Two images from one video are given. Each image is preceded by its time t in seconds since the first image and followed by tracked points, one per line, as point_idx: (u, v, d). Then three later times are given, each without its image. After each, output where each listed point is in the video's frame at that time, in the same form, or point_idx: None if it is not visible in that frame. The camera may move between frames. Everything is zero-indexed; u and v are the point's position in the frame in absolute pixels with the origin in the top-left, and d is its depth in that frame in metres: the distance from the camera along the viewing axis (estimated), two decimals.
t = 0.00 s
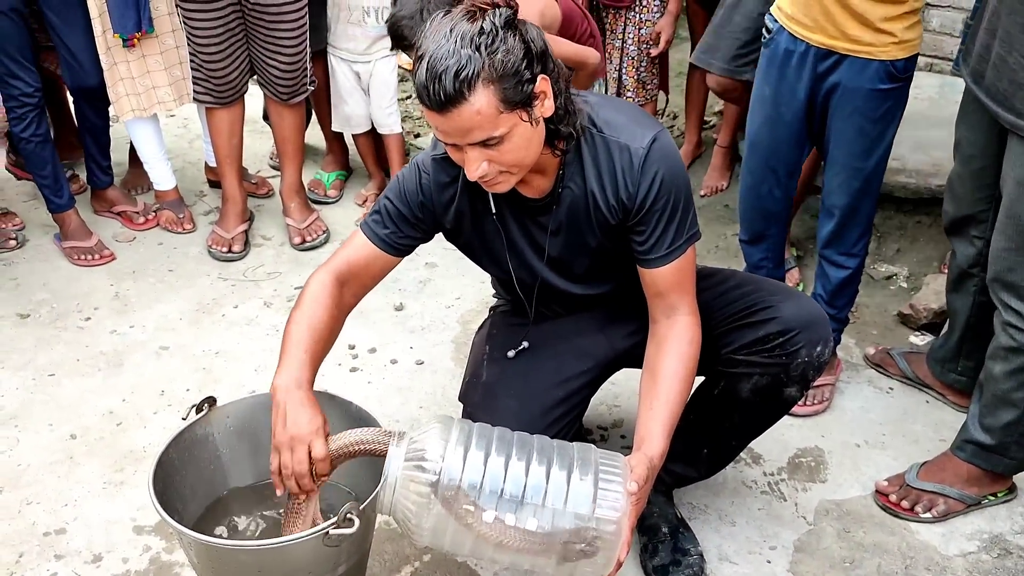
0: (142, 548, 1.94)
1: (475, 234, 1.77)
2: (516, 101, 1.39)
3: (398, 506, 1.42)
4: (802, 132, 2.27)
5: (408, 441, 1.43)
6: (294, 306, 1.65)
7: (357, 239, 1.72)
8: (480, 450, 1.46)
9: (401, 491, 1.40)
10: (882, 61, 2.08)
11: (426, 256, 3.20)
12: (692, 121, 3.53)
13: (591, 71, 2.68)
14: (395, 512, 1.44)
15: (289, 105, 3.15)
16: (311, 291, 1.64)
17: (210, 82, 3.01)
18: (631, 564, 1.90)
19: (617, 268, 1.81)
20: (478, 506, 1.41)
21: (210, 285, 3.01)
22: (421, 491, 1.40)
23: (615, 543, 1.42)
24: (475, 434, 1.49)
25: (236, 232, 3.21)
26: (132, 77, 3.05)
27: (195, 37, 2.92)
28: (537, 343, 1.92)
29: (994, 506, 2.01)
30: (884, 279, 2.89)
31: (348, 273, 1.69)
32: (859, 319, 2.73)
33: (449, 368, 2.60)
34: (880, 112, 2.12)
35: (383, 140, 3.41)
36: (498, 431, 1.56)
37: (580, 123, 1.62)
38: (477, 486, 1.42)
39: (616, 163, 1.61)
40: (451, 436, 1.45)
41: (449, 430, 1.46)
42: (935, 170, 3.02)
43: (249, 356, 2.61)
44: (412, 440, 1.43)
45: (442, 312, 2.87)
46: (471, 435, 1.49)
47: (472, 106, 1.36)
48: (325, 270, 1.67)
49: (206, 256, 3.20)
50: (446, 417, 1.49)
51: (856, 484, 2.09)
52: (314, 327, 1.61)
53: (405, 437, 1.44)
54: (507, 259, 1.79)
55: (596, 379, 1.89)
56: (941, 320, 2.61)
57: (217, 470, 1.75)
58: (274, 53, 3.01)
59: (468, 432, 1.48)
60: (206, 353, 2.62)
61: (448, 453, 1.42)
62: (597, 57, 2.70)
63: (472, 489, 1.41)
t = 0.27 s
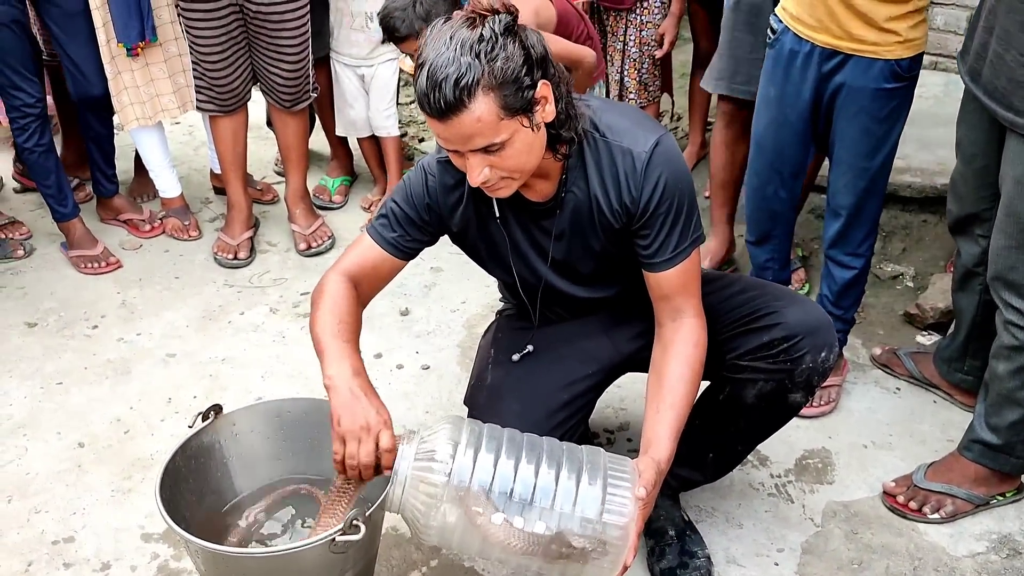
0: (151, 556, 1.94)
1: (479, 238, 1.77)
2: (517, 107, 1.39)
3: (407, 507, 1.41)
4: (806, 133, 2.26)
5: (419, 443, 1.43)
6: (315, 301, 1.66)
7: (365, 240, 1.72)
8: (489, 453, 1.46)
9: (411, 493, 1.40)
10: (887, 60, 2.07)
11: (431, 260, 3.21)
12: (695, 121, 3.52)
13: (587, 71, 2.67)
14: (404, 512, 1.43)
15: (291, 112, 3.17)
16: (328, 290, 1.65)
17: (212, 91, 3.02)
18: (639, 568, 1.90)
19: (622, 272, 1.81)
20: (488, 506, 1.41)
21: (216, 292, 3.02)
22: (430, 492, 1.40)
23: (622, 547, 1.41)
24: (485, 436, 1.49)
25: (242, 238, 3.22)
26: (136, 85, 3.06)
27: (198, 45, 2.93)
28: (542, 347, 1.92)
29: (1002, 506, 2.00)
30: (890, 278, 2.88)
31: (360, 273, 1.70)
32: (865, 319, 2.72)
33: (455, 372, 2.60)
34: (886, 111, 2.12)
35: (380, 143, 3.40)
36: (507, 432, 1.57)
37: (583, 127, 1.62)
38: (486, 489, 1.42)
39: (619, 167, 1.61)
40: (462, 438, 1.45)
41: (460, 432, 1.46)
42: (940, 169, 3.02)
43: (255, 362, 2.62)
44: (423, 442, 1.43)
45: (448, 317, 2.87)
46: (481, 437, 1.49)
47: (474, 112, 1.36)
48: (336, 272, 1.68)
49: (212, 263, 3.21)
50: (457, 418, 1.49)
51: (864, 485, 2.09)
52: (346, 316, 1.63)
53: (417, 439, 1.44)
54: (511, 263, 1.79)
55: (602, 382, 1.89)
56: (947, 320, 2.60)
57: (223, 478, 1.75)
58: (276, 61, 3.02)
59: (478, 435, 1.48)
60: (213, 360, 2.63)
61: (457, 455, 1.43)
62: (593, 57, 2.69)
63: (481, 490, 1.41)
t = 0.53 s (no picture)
0: (158, 564, 1.95)
1: (481, 242, 1.77)
2: (517, 111, 1.39)
3: (409, 521, 1.42)
4: (808, 132, 2.26)
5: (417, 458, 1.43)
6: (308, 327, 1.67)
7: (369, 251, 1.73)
8: (488, 464, 1.46)
9: (413, 507, 1.41)
10: (886, 57, 2.06)
11: (435, 264, 3.21)
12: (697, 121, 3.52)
13: (589, 72, 2.68)
14: (406, 528, 1.44)
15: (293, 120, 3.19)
16: (323, 313, 1.65)
17: (213, 100, 3.03)
18: (645, 570, 1.89)
19: (625, 275, 1.81)
20: (489, 522, 1.42)
21: (221, 299, 3.03)
22: (431, 507, 1.40)
23: (625, 552, 1.42)
24: (483, 445, 1.49)
25: (246, 245, 3.22)
26: (138, 95, 3.08)
27: (197, 54, 2.94)
28: (545, 350, 1.92)
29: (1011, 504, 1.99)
30: (895, 276, 2.87)
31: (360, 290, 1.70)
32: (871, 317, 2.71)
33: (460, 376, 2.60)
34: (886, 109, 2.11)
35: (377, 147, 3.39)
36: (506, 440, 1.56)
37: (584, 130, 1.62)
38: (487, 500, 1.42)
39: (621, 170, 1.61)
40: (460, 450, 1.45)
41: (458, 444, 1.46)
42: (944, 165, 3.01)
43: (261, 369, 2.62)
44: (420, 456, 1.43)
45: (452, 321, 2.87)
46: (479, 447, 1.49)
47: (474, 117, 1.36)
48: (337, 288, 1.68)
49: (217, 270, 3.22)
50: (454, 429, 1.49)
51: (870, 484, 2.08)
52: (331, 350, 1.64)
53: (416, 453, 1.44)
54: (513, 266, 1.79)
55: (606, 385, 1.89)
56: (953, 317, 2.59)
57: (229, 486, 1.76)
58: (275, 69, 3.03)
59: (475, 445, 1.48)
60: (218, 367, 2.64)
61: (456, 468, 1.43)
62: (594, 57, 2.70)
63: (482, 502, 1.42)
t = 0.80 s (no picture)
0: (167, 572, 1.95)
1: (484, 244, 1.77)
2: (519, 113, 1.39)
3: (416, 523, 1.42)
4: (813, 129, 2.25)
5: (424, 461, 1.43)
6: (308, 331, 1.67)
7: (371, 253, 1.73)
8: (495, 466, 1.45)
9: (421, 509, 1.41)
10: (890, 53, 2.06)
11: (439, 268, 3.21)
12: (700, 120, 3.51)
13: (593, 71, 2.68)
14: (413, 531, 1.44)
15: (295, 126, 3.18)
16: (325, 315, 1.66)
17: (213, 107, 3.04)
18: (654, 571, 1.89)
19: (628, 276, 1.81)
20: (495, 523, 1.42)
21: (226, 305, 3.03)
22: (439, 510, 1.41)
23: (633, 554, 1.41)
24: (490, 449, 1.49)
25: (250, 251, 3.23)
26: (140, 104, 3.08)
27: (198, 62, 2.94)
28: (549, 352, 1.92)
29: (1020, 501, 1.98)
30: (900, 273, 2.86)
31: (362, 293, 1.70)
32: (877, 314, 2.70)
33: (466, 379, 2.60)
34: (891, 105, 2.11)
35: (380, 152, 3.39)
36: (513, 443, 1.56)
37: (586, 131, 1.61)
38: (493, 503, 1.41)
39: (624, 171, 1.61)
40: (466, 453, 1.45)
41: (464, 447, 1.46)
42: (948, 161, 2.99)
43: (267, 375, 2.63)
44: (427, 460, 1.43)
45: (457, 324, 2.87)
46: (485, 450, 1.48)
47: (476, 119, 1.36)
48: (339, 291, 1.68)
49: (221, 276, 3.23)
50: (460, 432, 1.49)
51: (879, 483, 2.07)
52: (327, 354, 1.64)
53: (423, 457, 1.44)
54: (517, 268, 1.79)
55: (610, 386, 1.89)
56: (959, 313, 2.58)
57: (237, 493, 1.77)
58: (275, 76, 3.03)
59: (482, 448, 1.48)
60: (224, 374, 2.64)
61: (463, 470, 1.43)
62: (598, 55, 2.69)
63: (489, 505, 1.41)
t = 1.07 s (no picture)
0: None
1: (484, 246, 1.78)
2: (517, 119, 1.39)
3: (423, 529, 1.42)
4: (817, 126, 2.25)
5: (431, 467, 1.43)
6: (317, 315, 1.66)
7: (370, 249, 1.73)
8: (503, 473, 1.46)
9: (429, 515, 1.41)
10: (893, 49, 2.05)
11: (444, 270, 3.22)
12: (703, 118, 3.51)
13: (605, 64, 2.70)
14: (420, 535, 1.44)
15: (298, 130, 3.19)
16: (334, 299, 1.65)
17: (217, 112, 3.05)
18: (661, 571, 1.88)
19: (629, 277, 1.80)
20: (504, 531, 1.42)
21: (232, 310, 3.04)
22: (446, 516, 1.41)
23: (640, 559, 1.41)
24: (498, 455, 1.49)
25: (255, 256, 3.24)
26: (143, 110, 3.10)
27: (201, 67, 2.95)
28: (553, 353, 1.92)
29: None
30: (906, 269, 2.85)
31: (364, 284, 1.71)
32: (883, 310, 2.70)
33: (471, 381, 2.60)
34: (895, 100, 2.10)
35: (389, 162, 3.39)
36: (520, 448, 1.56)
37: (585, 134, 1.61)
38: (502, 509, 1.42)
39: (623, 174, 1.61)
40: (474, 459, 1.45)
41: (472, 454, 1.46)
42: (953, 156, 2.98)
43: (273, 379, 2.63)
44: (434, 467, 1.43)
45: (462, 326, 2.88)
46: (494, 456, 1.48)
47: (473, 127, 1.36)
48: (343, 281, 1.69)
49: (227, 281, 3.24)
50: (468, 438, 1.49)
51: (886, 480, 2.06)
52: (345, 325, 1.63)
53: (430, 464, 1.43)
54: (518, 270, 1.79)
55: (613, 387, 1.88)
56: (965, 308, 2.57)
57: (243, 499, 1.78)
58: (278, 80, 3.04)
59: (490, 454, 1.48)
60: (230, 379, 2.65)
61: (471, 477, 1.43)
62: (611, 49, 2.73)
63: (497, 510, 1.41)
